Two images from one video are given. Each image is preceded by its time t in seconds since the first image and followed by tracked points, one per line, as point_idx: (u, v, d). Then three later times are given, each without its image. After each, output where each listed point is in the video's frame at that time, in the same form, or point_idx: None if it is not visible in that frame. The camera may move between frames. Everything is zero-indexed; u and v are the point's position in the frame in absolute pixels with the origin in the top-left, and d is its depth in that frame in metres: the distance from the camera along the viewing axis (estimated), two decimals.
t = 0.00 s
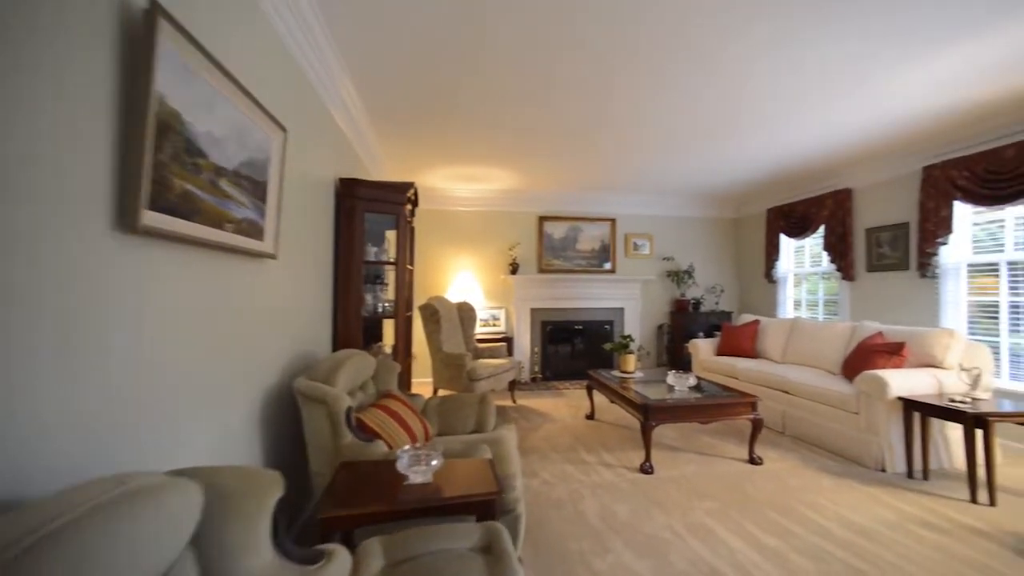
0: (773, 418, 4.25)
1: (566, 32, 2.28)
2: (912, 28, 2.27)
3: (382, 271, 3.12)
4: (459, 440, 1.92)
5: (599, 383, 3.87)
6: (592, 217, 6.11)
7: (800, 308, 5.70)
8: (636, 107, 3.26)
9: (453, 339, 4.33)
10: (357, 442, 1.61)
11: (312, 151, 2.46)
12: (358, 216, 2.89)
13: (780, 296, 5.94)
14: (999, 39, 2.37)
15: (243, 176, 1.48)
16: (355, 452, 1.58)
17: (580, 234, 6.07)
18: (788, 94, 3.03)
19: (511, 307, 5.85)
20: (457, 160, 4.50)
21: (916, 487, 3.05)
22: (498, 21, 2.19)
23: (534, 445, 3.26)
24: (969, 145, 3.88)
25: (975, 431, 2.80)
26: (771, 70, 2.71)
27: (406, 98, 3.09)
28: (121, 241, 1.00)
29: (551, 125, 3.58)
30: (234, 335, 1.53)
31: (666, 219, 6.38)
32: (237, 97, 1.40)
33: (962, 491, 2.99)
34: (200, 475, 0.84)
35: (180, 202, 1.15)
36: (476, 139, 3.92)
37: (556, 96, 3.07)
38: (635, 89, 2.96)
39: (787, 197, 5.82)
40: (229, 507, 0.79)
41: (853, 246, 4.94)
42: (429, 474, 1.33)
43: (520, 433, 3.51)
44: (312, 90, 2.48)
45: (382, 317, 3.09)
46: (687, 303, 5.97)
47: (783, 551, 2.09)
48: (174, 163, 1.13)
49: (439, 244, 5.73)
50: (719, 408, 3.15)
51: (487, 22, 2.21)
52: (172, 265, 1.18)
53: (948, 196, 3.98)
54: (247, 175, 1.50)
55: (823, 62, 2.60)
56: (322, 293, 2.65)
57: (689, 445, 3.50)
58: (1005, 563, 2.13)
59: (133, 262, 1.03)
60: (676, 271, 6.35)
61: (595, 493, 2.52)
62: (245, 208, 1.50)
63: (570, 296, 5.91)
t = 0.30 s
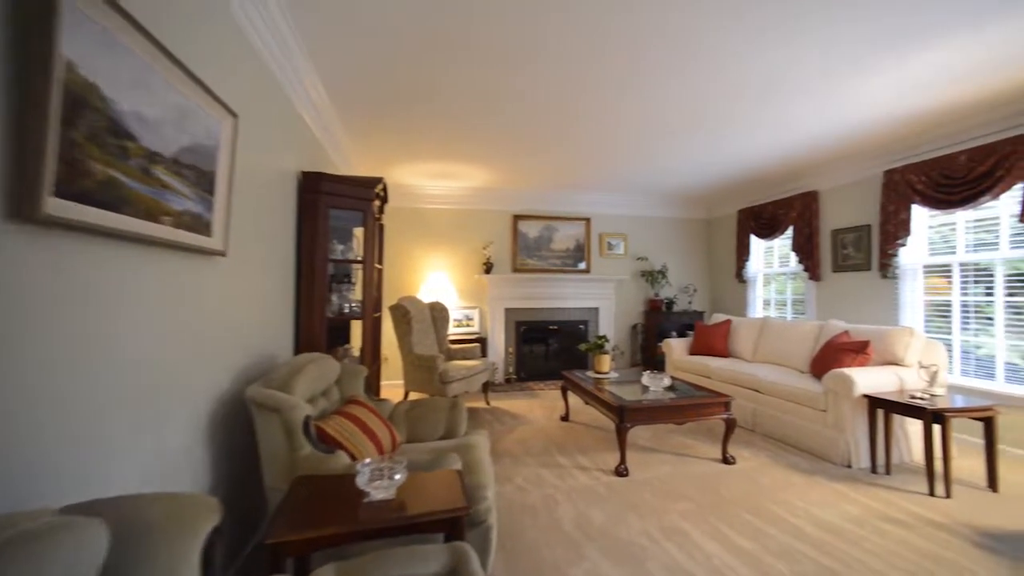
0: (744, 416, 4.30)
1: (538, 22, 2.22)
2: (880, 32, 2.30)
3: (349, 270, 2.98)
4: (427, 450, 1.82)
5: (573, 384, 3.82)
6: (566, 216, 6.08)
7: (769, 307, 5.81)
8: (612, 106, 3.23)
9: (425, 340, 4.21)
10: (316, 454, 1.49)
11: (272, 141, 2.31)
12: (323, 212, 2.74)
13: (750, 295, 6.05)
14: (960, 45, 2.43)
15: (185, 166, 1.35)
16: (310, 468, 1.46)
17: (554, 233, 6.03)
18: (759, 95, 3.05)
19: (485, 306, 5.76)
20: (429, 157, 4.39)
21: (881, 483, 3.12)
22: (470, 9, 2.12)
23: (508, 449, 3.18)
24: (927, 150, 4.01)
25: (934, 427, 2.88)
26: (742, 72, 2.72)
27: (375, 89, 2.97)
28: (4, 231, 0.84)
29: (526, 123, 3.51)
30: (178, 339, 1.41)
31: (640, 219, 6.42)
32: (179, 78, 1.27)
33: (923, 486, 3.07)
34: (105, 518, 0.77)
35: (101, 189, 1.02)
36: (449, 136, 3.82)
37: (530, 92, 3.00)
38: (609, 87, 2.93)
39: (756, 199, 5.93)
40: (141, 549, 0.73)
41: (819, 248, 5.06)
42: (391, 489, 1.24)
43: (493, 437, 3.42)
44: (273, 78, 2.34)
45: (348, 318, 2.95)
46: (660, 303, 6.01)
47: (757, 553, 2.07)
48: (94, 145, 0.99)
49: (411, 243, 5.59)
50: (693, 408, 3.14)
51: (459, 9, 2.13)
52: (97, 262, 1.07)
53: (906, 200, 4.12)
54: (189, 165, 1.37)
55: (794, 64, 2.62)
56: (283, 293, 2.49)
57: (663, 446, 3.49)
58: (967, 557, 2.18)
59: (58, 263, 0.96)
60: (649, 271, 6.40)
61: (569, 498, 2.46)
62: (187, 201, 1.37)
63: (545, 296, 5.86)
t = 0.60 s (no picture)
0: (713, 413, 4.37)
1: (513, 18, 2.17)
2: (850, 37, 2.37)
3: (315, 268, 2.85)
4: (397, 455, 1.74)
5: (546, 383, 3.78)
6: (539, 215, 6.06)
7: (736, 306, 5.95)
8: (586, 105, 3.21)
9: (395, 341, 4.09)
10: (274, 465, 1.39)
11: (231, 130, 2.17)
12: (286, 206, 2.59)
13: (717, 295, 6.18)
14: (921, 53, 2.54)
15: (122, 148, 1.22)
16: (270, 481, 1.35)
17: (527, 232, 6.00)
18: (729, 97, 3.09)
19: (457, 306, 5.66)
20: (400, 153, 4.27)
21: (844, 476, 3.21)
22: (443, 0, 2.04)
23: (481, 451, 3.11)
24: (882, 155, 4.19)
25: (889, 419, 3.00)
26: (714, 74, 2.74)
27: (343, 82, 2.85)
28: None
29: (499, 120, 3.45)
30: (117, 341, 1.29)
31: (612, 219, 6.46)
32: (115, 49, 1.14)
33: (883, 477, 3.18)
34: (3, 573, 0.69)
35: (15, 169, 0.89)
36: (420, 133, 3.72)
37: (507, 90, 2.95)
38: (583, 86, 2.91)
39: (723, 201, 6.07)
40: None
41: (783, 248, 5.21)
42: (357, 501, 1.16)
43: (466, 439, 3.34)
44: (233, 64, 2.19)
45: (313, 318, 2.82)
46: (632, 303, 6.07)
47: (730, 550, 2.08)
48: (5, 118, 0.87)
49: (381, 241, 5.44)
50: (666, 407, 3.15)
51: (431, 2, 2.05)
52: (22, 256, 0.96)
53: (863, 203, 4.29)
54: (127, 147, 1.24)
55: (766, 66, 2.67)
56: (241, 292, 2.34)
57: (636, 444, 3.49)
58: (927, 546, 2.25)
59: None
60: (621, 270, 6.45)
61: (544, 501, 2.42)
62: (124, 188, 1.24)
63: (517, 296, 5.82)
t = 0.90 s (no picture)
0: (677, 410, 4.47)
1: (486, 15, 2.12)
2: (809, 49, 2.47)
3: (273, 266, 2.70)
4: (363, 462, 1.66)
5: (514, 384, 3.75)
6: (506, 215, 6.03)
7: (697, 306, 6.13)
8: (556, 106, 3.20)
9: (359, 343, 3.95)
10: (228, 478, 1.28)
11: (182, 117, 2.02)
12: (243, 200, 2.43)
13: (679, 295, 6.34)
14: (871, 67, 2.68)
15: (46, 126, 1.09)
16: (224, 496, 1.25)
17: (494, 232, 5.95)
18: (694, 103, 3.17)
19: (423, 307, 5.55)
20: (363, 149, 4.14)
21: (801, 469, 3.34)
22: None
23: (449, 455, 3.04)
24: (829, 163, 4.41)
25: (839, 413, 3.14)
26: (681, 79, 2.79)
27: (307, 77, 2.72)
28: None
29: (467, 118, 3.39)
30: (43, 344, 1.15)
31: (578, 220, 6.52)
32: (38, 15, 1.02)
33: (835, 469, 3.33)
34: None
35: None
36: (385, 129, 3.61)
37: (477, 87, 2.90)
38: (554, 87, 2.90)
39: (685, 204, 6.23)
40: None
41: (741, 250, 5.39)
42: (323, 516, 1.08)
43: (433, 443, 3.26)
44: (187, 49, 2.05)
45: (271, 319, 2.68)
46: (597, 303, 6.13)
47: (699, 545, 2.11)
48: None
49: (343, 239, 5.25)
50: (634, 405, 3.19)
51: None
52: None
53: (814, 208, 4.50)
54: (52, 124, 1.11)
55: (730, 74, 2.75)
56: (191, 292, 2.17)
57: (604, 443, 3.51)
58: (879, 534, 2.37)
59: None
60: (586, 271, 6.52)
61: (515, 504, 2.38)
62: (48, 169, 1.11)
63: (484, 296, 5.76)
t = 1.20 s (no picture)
0: (636, 407, 4.57)
1: (454, 11, 2.09)
2: (764, 62, 2.59)
3: (222, 264, 2.55)
4: (324, 470, 1.58)
5: (478, 385, 3.72)
6: (468, 215, 5.98)
7: (654, 306, 6.31)
8: (521, 107, 3.21)
9: (316, 346, 3.80)
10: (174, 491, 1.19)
11: (119, 102, 1.86)
12: (189, 193, 2.27)
13: (637, 296, 6.51)
14: (818, 81, 2.84)
15: None
16: (171, 512, 1.15)
17: (456, 232, 5.89)
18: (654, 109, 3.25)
19: (383, 307, 5.41)
20: (320, 144, 3.99)
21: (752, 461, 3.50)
22: None
23: (411, 459, 2.97)
24: (775, 171, 4.65)
25: (786, 406, 3.31)
26: (643, 85, 2.86)
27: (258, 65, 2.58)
28: None
29: (431, 115, 3.33)
30: None
31: (539, 221, 6.57)
32: None
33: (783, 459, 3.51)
34: None
35: None
36: (344, 124, 3.50)
37: (441, 85, 2.85)
38: (520, 87, 2.89)
39: (643, 206, 6.41)
40: None
41: (696, 252, 5.60)
42: (282, 530, 1.02)
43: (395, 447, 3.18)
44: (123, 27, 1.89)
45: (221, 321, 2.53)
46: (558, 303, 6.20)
47: (660, 538, 2.15)
48: None
49: (298, 237, 5.03)
50: (596, 403, 3.23)
51: None
52: None
53: (762, 212, 4.74)
54: None
55: (689, 82, 2.84)
56: (127, 293, 2.00)
57: (567, 442, 3.55)
58: (823, 518, 2.51)
59: None
60: (548, 271, 6.57)
61: (480, 505, 2.35)
62: None
63: (446, 296, 5.69)
